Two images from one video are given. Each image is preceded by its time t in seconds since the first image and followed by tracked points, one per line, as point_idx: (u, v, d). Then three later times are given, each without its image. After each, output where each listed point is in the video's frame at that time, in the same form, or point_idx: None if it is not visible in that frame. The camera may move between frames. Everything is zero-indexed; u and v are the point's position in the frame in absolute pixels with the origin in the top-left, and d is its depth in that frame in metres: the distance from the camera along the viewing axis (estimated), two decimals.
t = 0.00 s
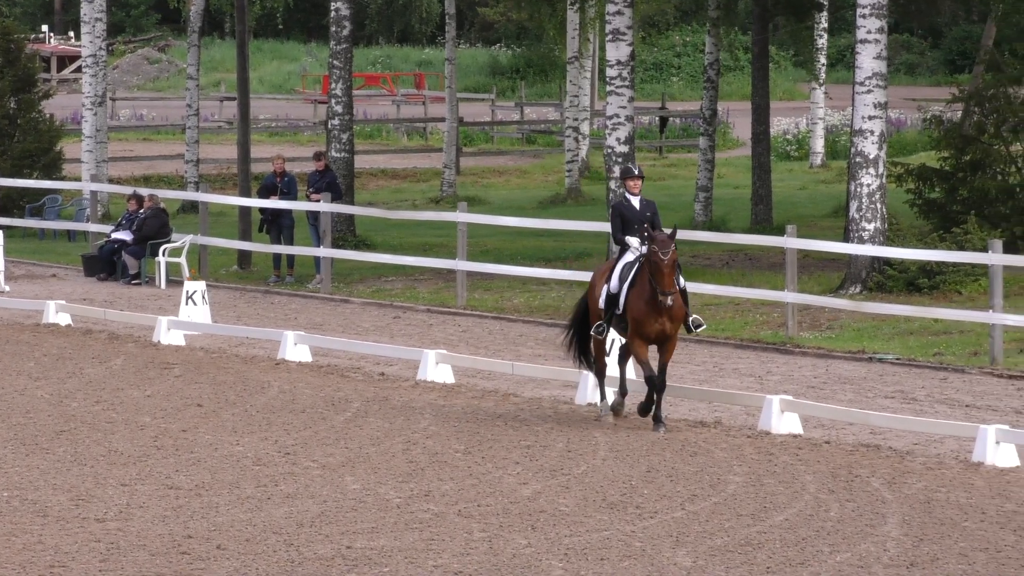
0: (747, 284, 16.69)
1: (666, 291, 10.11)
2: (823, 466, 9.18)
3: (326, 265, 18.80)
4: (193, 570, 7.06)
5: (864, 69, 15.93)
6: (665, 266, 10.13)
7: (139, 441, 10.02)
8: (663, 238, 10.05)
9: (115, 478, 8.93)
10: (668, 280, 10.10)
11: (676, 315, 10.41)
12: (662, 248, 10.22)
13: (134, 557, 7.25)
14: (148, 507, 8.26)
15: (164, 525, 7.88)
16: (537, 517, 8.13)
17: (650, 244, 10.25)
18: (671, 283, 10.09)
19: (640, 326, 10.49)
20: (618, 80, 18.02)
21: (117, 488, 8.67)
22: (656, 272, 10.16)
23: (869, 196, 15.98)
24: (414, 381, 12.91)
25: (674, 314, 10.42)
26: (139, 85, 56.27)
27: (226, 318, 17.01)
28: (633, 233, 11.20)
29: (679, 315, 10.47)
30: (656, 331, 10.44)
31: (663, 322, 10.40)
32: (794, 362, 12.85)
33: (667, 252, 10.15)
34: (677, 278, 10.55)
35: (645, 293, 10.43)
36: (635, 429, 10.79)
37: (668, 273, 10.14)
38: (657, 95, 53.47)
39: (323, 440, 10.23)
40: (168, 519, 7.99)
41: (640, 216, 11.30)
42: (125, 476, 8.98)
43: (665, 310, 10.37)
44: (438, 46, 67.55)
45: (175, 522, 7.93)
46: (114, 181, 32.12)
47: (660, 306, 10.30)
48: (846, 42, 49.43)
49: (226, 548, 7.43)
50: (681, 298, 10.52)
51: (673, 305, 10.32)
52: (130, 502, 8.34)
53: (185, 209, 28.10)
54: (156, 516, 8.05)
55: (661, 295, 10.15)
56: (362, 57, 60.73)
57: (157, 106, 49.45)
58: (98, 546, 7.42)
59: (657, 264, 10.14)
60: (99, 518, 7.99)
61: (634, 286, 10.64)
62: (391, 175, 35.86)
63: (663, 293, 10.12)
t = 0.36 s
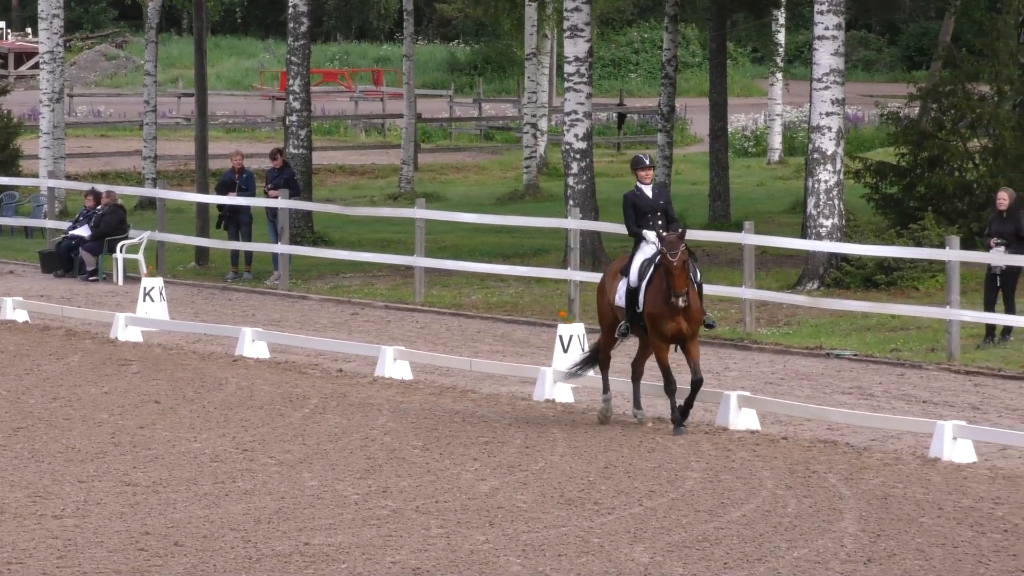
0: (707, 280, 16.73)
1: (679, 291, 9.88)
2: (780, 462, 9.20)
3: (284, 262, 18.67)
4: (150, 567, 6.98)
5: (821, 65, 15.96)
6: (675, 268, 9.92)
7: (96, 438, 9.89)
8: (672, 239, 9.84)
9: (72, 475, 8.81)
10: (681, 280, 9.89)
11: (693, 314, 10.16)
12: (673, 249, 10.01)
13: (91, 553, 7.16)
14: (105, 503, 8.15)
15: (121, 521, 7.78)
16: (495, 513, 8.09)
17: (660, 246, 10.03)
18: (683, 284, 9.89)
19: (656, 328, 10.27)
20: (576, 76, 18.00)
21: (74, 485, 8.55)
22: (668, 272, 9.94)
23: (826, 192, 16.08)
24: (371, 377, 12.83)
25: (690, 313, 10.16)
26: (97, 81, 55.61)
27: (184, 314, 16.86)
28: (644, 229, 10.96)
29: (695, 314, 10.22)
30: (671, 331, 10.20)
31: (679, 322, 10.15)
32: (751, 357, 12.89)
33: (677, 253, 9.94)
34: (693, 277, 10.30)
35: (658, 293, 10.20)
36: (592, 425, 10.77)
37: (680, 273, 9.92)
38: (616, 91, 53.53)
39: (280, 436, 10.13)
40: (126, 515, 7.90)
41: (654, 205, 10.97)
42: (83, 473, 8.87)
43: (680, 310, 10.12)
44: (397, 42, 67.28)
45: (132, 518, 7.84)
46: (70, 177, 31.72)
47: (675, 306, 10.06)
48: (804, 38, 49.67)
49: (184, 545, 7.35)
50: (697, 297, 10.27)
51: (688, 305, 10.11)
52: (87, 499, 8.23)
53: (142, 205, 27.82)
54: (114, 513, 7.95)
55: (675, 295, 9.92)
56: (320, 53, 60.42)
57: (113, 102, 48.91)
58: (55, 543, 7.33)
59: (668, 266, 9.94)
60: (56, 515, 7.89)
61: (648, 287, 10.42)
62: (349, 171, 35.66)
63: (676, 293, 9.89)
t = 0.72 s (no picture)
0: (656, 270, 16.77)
1: (685, 275, 9.47)
2: (730, 450, 9.23)
3: (234, 251, 18.49)
4: (99, 557, 6.89)
5: (771, 54, 16.00)
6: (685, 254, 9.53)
7: (45, 427, 9.74)
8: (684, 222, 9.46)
9: (20, 465, 8.68)
10: (689, 265, 9.47)
11: (700, 305, 9.74)
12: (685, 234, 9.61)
13: (40, 543, 7.05)
14: (54, 493, 8.03)
15: (71, 511, 7.66)
16: (445, 502, 8.03)
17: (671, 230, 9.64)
18: (690, 270, 9.48)
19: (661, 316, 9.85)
20: (526, 66, 17.93)
21: (22, 475, 8.42)
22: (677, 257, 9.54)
23: (775, 180, 16.16)
24: (321, 367, 12.73)
25: (696, 302, 9.74)
26: (44, 70, 54.81)
27: (132, 303, 16.64)
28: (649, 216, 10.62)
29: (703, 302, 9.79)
30: (678, 321, 9.76)
31: (685, 311, 9.72)
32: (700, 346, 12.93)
33: (688, 237, 9.54)
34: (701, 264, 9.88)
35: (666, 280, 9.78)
36: (542, 414, 10.75)
37: (689, 258, 9.51)
38: (565, 81, 53.52)
39: (230, 425, 10.03)
40: (75, 504, 7.79)
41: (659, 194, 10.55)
42: (31, 463, 8.73)
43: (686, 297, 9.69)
44: (347, 31, 66.87)
45: (81, 508, 7.72)
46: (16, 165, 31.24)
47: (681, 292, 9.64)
48: (752, 28, 49.92)
49: (133, 534, 7.26)
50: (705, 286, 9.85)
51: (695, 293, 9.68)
52: (36, 488, 8.11)
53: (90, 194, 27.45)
54: (63, 502, 7.83)
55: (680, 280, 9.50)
56: (270, 42, 59.93)
57: (60, 91, 48.25)
58: (4, 533, 7.22)
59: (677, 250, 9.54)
60: (4, 505, 7.76)
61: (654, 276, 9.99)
62: (299, 161, 35.40)
63: (682, 278, 9.48)
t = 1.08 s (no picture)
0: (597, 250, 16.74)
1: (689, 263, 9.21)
2: (671, 430, 9.22)
3: (175, 231, 18.20)
4: (40, 539, 6.74)
5: (712, 35, 15.90)
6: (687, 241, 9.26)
7: None
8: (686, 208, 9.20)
9: None
10: (692, 252, 9.21)
11: (701, 291, 9.49)
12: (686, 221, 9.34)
13: None
14: None
15: (12, 492, 7.51)
16: (387, 483, 7.93)
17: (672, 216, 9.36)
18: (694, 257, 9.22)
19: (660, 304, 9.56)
20: (468, 46, 17.78)
21: None
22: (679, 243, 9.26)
23: (717, 161, 16.23)
24: (263, 348, 12.56)
25: (697, 288, 9.48)
26: None
27: (72, 284, 16.34)
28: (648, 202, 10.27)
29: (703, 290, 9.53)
30: (678, 307, 9.48)
31: (686, 297, 9.46)
32: (641, 326, 12.91)
33: (690, 223, 9.27)
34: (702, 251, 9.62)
35: (667, 265, 9.48)
36: (484, 395, 10.67)
37: (692, 245, 9.25)
38: (507, 61, 53.30)
39: (172, 406, 9.86)
40: (15, 486, 7.62)
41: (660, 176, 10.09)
42: None
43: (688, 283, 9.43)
44: (288, 11, 66.16)
45: (21, 489, 7.56)
46: None
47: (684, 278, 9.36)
48: (693, 9, 50.06)
49: (74, 515, 7.11)
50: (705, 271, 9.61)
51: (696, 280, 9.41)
52: None
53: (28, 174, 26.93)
54: (3, 484, 7.67)
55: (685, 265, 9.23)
56: (211, 23, 59.15)
57: None
58: None
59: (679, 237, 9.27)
60: None
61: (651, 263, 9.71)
62: (241, 141, 34.98)
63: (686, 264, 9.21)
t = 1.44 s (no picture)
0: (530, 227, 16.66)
1: (665, 239, 8.87)
2: (604, 407, 9.18)
3: (107, 208, 17.87)
4: None
5: (645, 12, 15.90)
6: (664, 217, 8.91)
7: None
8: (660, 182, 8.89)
9: None
10: (668, 227, 8.86)
11: (687, 265, 9.08)
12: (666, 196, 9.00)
13: None
14: None
15: None
16: (320, 459, 7.81)
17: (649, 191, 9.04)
18: (670, 232, 8.88)
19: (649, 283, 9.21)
20: (401, 23, 17.65)
21: None
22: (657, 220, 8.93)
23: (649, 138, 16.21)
24: (195, 325, 12.34)
25: (685, 267, 9.12)
26: None
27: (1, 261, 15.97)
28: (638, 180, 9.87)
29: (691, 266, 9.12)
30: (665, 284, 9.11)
31: (673, 279, 9.12)
32: (574, 303, 12.86)
33: (667, 197, 8.92)
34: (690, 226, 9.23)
35: (652, 245, 9.16)
36: (417, 371, 10.57)
37: (670, 221, 8.89)
38: (440, 39, 52.99)
39: (105, 383, 9.67)
40: None
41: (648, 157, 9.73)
42: None
43: (674, 264, 9.08)
44: None
45: None
46: None
47: (668, 258, 9.02)
48: None
49: (6, 495, 6.95)
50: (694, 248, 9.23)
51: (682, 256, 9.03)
52: None
53: None
54: None
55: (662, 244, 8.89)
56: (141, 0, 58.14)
57: None
58: None
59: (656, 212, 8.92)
60: None
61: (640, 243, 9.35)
62: (173, 118, 34.44)
63: (663, 243, 8.88)
